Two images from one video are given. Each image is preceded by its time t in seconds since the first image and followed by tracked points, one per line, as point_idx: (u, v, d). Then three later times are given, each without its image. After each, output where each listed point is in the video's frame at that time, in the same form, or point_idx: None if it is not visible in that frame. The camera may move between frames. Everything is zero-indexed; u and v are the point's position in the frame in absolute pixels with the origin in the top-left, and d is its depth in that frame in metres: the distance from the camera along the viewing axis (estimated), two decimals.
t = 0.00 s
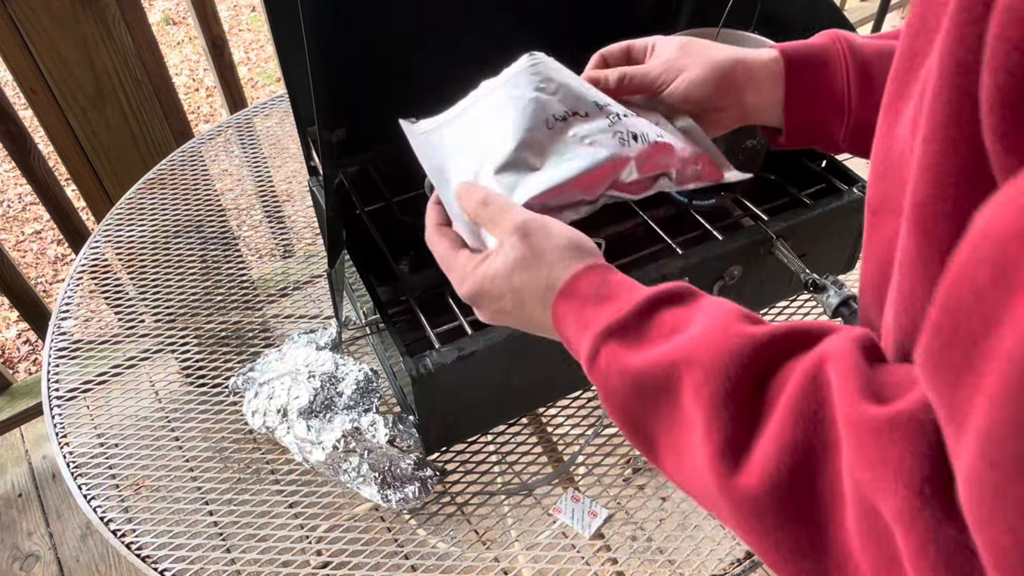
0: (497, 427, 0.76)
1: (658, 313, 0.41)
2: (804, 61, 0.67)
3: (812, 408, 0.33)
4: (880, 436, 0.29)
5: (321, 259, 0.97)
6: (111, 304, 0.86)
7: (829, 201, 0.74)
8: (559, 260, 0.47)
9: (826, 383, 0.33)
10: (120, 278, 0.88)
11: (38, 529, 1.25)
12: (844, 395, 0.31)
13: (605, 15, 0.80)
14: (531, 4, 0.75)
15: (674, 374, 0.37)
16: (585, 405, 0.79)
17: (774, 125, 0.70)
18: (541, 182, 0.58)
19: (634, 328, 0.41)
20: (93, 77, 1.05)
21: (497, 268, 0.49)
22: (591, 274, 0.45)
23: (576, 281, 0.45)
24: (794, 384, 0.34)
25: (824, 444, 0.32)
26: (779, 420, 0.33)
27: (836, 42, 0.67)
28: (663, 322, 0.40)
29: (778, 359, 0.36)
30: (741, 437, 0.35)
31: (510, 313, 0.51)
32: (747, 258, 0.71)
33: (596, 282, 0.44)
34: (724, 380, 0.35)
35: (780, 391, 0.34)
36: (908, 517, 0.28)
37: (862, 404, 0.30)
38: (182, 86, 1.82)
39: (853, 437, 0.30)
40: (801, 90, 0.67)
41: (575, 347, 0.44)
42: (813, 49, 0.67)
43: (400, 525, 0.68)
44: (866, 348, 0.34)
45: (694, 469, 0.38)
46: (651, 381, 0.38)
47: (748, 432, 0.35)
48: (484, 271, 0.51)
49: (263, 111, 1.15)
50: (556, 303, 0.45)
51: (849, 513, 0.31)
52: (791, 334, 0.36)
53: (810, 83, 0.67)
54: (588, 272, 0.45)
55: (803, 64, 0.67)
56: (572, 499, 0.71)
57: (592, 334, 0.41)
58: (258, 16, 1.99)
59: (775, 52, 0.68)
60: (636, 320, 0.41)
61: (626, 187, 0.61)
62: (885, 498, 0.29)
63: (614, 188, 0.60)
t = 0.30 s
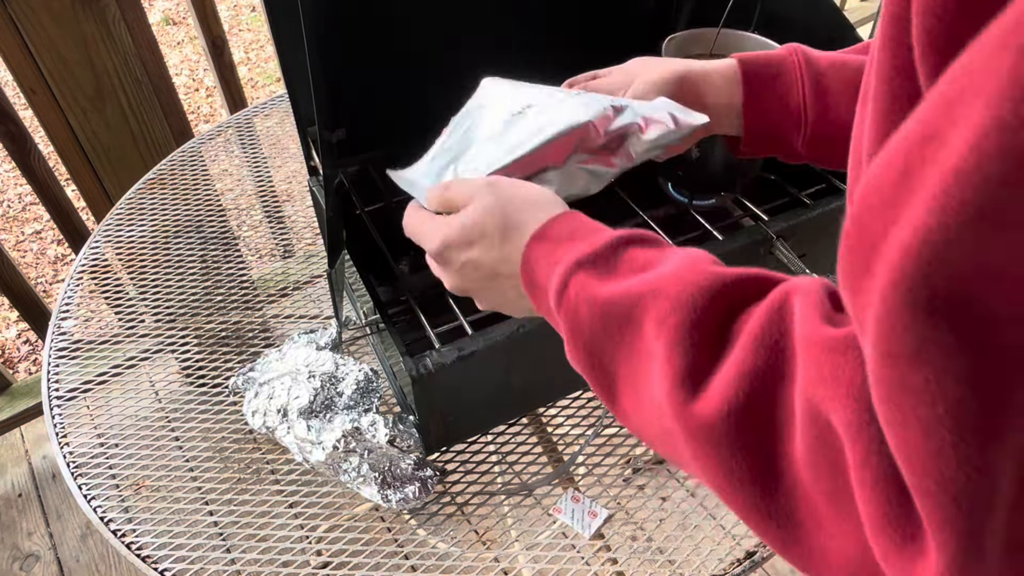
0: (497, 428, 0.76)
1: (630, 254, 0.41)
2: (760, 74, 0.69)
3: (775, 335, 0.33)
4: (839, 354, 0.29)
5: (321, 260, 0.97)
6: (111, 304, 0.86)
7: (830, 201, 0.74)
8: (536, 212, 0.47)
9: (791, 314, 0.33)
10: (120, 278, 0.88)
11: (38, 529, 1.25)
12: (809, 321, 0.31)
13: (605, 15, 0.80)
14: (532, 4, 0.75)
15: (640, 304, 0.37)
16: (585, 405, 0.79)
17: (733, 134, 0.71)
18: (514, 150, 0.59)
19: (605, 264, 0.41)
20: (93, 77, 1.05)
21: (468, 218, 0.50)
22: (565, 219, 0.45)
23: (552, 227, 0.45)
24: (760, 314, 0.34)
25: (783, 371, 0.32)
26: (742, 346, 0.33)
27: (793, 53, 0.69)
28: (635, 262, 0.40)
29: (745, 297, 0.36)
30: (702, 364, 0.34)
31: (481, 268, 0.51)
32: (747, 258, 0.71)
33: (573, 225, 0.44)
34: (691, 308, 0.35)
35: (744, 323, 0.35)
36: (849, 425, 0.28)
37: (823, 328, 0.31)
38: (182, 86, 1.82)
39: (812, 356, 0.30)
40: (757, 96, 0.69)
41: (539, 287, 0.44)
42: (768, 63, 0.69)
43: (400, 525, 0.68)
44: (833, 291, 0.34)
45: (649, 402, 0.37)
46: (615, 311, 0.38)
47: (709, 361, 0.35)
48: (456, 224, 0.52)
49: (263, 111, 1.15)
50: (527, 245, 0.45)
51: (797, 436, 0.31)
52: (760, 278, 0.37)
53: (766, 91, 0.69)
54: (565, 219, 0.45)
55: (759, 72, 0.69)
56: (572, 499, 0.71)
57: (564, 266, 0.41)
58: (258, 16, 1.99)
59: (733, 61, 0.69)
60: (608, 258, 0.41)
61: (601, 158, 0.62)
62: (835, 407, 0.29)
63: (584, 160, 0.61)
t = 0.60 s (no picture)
0: (497, 427, 0.76)
1: (609, 182, 0.38)
2: (736, 68, 0.66)
3: (749, 268, 0.31)
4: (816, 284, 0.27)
5: (321, 260, 0.97)
6: (111, 304, 0.86)
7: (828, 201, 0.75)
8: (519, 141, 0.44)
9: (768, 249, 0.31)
10: (120, 278, 0.88)
11: (38, 529, 1.25)
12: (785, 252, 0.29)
13: (605, 14, 0.80)
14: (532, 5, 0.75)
15: (612, 232, 0.35)
16: (585, 405, 0.79)
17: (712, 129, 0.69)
18: (497, 111, 0.59)
19: (583, 188, 0.37)
20: (93, 77, 1.05)
21: (447, 148, 0.47)
22: (548, 150, 0.41)
23: (530, 155, 0.41)
24: (736, 248, 0.31)
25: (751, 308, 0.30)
26: (715, 281, 0.31)
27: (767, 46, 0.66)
28: (615, 191, 0.37)
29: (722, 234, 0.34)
30: (671, 294, 0.32)
31: (454, 203, 0.47)
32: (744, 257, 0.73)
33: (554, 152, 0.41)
34: (668, 240, 0.33)
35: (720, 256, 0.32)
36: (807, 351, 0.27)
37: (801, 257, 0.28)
38: (182, 86, 1.82)
39: (782, 284, 0.28)
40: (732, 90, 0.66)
41: (507, 216, 0.40)
42: (745, 57, 0.66)
43: (400, 525, 0.69)
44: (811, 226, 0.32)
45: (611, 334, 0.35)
46: (586, 239, 0.35)
47: (679, 291, 0.33)
48: (435, 158, 0.49)
49: (263, 111, 1.15)
50: (503, 175, 0.41)
51: (759, 364, 0.30)
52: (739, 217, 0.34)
53: (741, 85, 0.65)
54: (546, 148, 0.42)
55: (734, 68, 0.66)
56: (572, 499, 0.71)
57: (540, 190, 0.38)
58: (258, 16, 1.99)
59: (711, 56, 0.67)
60: (587, 183, 0.37)
61: (581, 123, 0.62)
62: (799, 331, 0.27)
63: (564, 121, 0.61)
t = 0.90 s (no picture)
0: (497, 427, 0.76)
1: (569, 135, 0.37)
2: (727, 71, 0.66)
3: (690, 220, 0.29)
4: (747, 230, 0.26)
5: (321, 260, 0.97)
6: (111, 305, 0.86)
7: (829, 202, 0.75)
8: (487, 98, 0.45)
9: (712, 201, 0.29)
10: (120, 278, 0.88)
11: (38, 529, 1.25)
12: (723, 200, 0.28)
13: (605, 13, 0.80)
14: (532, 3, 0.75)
15: (562, 182, 0.34)
16: (585, 405, 0.79)
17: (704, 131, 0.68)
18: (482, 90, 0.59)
19: (543, 137, 0.37)
20: (93, 77, 1.05)
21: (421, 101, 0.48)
22: (510, 103, 0.41)
23: (494, 109, 0.41)
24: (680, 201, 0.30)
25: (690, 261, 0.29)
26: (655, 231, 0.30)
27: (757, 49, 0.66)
28: (575, 145, 0.37)
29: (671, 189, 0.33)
30: (614, 243, 0.32)
31: (419, 158, 0.47)
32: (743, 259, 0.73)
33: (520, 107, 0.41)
34: (614, 190, 0.32)
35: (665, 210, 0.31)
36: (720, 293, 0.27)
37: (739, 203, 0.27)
38: (182, 86, 1.82)
39: (715, 229, 0.27)
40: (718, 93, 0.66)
41: (468, 167, 0.40)
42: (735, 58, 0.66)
43: (400, 525, 0.68)
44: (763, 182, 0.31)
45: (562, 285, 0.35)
46: (538, 187, 0.35)
47: (621, 242, 0.32)
48: (406, 115, 0.49)
49: (264, 111, 1.15)
50: (466, 128, 0.41)
51: (692, 313, 0.28)
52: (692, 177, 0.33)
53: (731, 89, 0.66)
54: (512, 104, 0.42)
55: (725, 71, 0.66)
56: (572, 499, 0.71)
57: (498, 140, 0.38)
58: (258, 16, 1.99)
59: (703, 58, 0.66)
60: (546, 133, 0.37)
61: (566, 106, 0.60)
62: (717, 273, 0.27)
63: (549, 100, 0.60)
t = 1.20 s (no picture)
0: (497, 427, 0.76)
1: (569, 108, 0.37)
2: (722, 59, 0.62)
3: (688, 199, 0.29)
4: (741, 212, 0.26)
5: (321, 260, 0.97)
6: (111, 304, 0.86)
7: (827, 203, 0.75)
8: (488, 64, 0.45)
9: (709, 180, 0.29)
10: (120, 278, 0.88)
11: (38, 529, 1.25)
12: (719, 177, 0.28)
13: (605, 13, 0.79)
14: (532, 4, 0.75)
15: (560, 158, 0.33)
16: (585, 405, 0.79)
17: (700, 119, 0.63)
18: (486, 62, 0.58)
19: (543, 109, 0.36)
20: (93, 76, 1.05)
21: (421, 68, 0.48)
22: (509, 73, 0.41)
23: (491, 77, 0.40)
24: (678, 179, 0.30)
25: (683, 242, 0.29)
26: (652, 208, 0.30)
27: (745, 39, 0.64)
28: (574, 117, 0.36)
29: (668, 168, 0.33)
30: (610, 221, 0.31)
31: (415, 123, 0.46)
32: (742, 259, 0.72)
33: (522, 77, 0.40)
34: (612, 168, 0.32)
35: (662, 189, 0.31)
36: (694, 279, 0.28)
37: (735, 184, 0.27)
38: (182, 86, 1.82)
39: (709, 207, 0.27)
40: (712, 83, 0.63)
41: (464, 138, 0.40)
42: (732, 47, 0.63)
43: (400, 524, 0.68)
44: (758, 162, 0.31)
45: (556, 262, 0.35)
46: (533, 162, 0.34)
47: (617, 219, 0.32)
48: (405, 86, 0.48)
49: (263, 111, 1.15)
50: (465, 97, 0.41)
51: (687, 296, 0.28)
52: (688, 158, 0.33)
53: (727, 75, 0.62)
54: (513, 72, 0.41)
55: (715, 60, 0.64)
56: (572, 499, 0.71)
57: (497, 110, 0.37)
58: (258, 17, 1.99)
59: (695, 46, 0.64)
60: (546, 104, 0.36)
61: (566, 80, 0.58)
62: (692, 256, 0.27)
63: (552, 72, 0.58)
